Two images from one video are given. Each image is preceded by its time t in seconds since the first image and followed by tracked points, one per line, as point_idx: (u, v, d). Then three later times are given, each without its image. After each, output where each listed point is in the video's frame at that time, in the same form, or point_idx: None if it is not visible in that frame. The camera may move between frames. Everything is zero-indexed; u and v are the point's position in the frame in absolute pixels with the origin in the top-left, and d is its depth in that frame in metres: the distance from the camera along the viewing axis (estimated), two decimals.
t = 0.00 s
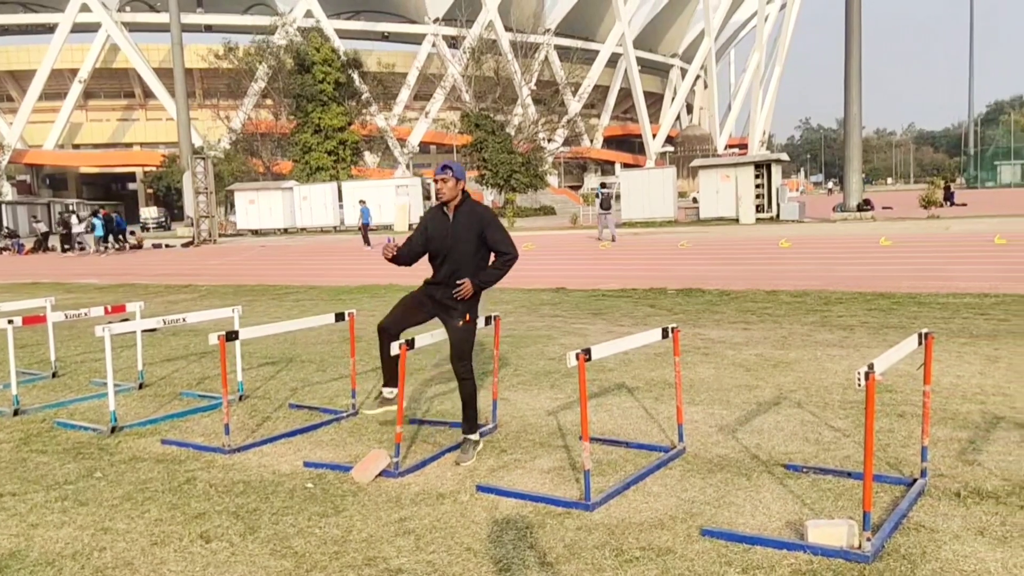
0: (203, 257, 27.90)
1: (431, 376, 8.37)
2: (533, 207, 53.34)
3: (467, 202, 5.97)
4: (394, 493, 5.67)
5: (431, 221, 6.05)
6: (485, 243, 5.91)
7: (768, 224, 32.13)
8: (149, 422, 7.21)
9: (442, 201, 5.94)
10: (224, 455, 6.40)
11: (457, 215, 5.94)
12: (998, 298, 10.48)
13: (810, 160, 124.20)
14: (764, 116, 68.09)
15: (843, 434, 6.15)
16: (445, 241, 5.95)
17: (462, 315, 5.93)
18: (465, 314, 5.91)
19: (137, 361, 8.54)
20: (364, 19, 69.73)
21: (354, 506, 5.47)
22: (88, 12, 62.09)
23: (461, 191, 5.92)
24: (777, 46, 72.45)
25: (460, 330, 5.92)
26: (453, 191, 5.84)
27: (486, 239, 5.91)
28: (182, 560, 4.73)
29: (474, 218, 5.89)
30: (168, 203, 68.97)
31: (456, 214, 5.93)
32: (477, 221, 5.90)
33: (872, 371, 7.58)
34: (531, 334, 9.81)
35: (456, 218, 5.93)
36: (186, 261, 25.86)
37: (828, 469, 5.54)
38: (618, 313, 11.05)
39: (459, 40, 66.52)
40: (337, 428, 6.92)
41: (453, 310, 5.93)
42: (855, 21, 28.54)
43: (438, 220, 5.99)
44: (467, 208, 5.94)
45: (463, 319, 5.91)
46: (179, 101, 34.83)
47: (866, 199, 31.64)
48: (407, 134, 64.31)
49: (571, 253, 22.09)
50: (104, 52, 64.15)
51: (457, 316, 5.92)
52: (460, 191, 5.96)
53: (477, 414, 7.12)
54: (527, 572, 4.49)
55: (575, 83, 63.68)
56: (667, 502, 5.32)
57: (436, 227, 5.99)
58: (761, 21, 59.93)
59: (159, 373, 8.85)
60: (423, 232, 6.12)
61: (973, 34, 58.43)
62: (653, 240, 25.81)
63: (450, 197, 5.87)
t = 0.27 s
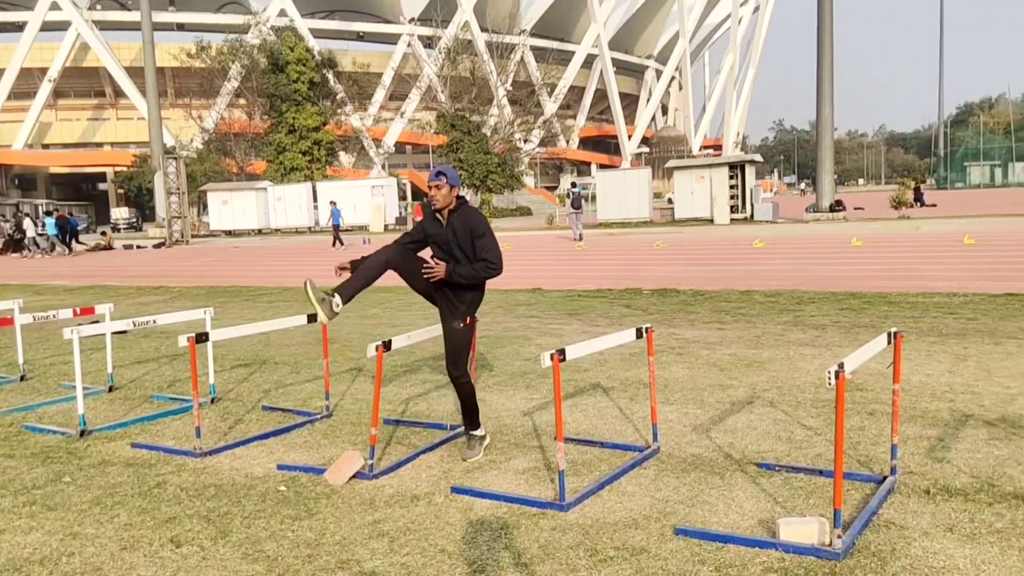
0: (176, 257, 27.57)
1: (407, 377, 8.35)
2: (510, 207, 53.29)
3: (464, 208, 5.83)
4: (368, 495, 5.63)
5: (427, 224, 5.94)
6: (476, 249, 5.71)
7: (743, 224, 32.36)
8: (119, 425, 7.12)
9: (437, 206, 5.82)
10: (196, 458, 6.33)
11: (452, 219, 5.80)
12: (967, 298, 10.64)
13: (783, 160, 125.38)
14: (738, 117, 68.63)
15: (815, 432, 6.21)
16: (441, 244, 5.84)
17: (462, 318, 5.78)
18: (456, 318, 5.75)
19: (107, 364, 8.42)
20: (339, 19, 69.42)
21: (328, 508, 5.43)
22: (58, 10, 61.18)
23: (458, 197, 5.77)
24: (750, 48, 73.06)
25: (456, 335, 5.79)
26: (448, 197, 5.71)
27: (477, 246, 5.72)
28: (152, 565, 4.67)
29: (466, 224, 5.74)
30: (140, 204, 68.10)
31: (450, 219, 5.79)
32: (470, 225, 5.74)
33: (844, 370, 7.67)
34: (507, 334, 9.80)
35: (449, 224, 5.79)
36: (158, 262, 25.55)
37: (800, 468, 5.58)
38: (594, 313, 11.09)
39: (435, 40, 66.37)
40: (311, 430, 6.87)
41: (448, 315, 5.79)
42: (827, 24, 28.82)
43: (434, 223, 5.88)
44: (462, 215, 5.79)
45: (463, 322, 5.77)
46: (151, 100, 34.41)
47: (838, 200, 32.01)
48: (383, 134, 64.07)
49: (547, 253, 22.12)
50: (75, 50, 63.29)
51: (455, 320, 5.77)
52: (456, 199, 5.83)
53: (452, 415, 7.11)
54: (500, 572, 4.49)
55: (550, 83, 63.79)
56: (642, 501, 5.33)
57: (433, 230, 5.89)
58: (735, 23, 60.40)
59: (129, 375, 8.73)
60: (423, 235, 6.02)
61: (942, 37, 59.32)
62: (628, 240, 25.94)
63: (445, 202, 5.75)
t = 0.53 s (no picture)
0: (145, 258, 27.19)
1: (380, 378, 8.30)
2: (484, 206, 53.21)
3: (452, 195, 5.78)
4: (340, 497, 5.59)
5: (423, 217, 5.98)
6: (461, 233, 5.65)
7: (716, 224, 32.60)
8: (86, 429, 7.01)
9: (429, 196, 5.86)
10: (165, 461, 6.24)
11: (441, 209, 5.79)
12: (935, 296, 10.80)
13: (755, 161, 126.51)
14: (711, 118, 69.14)
15: (785, 430, 6.28)
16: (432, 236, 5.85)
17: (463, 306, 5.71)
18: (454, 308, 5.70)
19: (74, 366, 8.26)
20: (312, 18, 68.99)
21: (299, 511, 5.38)
22: (24, 7, 60.17)
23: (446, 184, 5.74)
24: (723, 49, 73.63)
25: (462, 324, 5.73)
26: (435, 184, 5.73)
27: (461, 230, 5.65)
28: (120, 570, 4.60)
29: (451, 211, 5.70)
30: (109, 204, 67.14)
31: (439, 208, 5.79)
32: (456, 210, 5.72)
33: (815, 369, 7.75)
34: (481, 334, 9.79)
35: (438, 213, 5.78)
36: (127, 263, 25.19)
37: (770, 465, 5.64)
38: (568, 313, 11.10)
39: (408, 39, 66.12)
40: (283, 432, 6.81)
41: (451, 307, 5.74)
42: (799, 25, 29.08)
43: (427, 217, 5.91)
44: (451, 201, 5.77)
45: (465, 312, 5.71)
46: (119, 99, 33.88)
47: (810, 200, 32.35)
48: (356, 133, 63.74)
49: (522, 253, 22.13)
50: (42, 48, 62.32)
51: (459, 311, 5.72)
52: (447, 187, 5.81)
53: (425, 416, 7.08)
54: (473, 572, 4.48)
55: (524, 84, 63.84)
56: (614, 500, 5.35)
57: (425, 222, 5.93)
58: (707, 25, 60.84)
59: (96, 378, 8.60)
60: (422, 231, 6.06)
61: (911, 40, 60.17)
62: (602, 240, 26.05)
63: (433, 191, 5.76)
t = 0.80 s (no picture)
0: (119, 259, 26.84)
1: (356, 378, 8.26)
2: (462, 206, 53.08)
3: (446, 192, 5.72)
4: (316, 499, 5.56)
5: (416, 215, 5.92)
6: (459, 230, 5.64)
7: (693, 224, 32.79)
8: (57, 433, 6.90)
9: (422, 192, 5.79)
10: (137, 465, 6.17)
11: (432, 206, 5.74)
12: (906, 295, 10.94)
13: (732, 161, 127.40)
14: (688, 118, 69.52)
15: (760, 428, 6.32)
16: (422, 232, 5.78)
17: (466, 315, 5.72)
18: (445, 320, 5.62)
19: (44, 369, 8.14)
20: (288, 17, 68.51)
21: (274, 514, 5.34)
22: None
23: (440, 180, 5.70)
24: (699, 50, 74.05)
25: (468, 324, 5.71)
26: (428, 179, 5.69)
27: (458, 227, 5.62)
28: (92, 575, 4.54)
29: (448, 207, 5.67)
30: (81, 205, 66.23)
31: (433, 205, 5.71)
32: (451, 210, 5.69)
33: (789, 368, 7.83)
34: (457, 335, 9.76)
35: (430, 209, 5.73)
36: (100, 264, 24.85)
37: (746, 464, 5.67)
38: (545, 313, 11.11)
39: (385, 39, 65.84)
40: (258, 434, 6.76)
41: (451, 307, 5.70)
42: (773, 27, 29.29)
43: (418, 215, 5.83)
44: (445, 197, 5.70)
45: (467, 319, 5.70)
46: (92, 98, 33.43)
47: (785, 200, 32.62)
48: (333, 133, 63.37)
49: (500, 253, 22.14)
50: (12, 46, 61.36)
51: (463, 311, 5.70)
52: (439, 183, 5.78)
53: (401, 417, 7.05)
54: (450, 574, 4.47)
55: (502, 84, 63.81)
56: (591, 500, 5.36)
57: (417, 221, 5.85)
58: (683, 25, 61.15)
59: (67, 381, 8.47)
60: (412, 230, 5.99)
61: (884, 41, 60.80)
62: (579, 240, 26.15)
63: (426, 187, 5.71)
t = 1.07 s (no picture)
0: (85, 260, 26.42)
1: (327, 379, 8.20)
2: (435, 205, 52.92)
3: (436, 205, 5.66)
4: (285, 501, 5.51)
5: (400, 232, 5.71)
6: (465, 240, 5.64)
7: (664, 223, 33.01)
8: (19, 437, 6.77)
9: (409, 209, 5.61)
10: (102, 469, 6.07)
11: (427, 223, 5.59)
12: (873, 292, 11.09)
13: (703, 160, 128.42)
14: (659, 117, 69.93)
15: (729, 425, 6.37)
16: (418, 249, 5.61)
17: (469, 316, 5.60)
18: (449, 324, 5.42)
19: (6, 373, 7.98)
20: (257, 15, 67.83)
21: (242, 516, 5.28)
22: None
23: (428, 196, 5.63)
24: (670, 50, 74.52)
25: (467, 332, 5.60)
26: (420, 196, 5.54)
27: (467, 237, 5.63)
28: None
29: (448, 219, 5.58)
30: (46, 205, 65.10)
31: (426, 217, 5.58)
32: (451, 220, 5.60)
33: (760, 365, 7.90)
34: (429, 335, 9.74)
35: (426, 225, 5.58)
36: (65, 265, 24.43)
37: (715, 460, 5.72)
38: (517, 312, 11.11)
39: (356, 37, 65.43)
40: (226, 437, 6.68)
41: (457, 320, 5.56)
42: (742, 28, 29.56)
43: (408, 233, 5.64)
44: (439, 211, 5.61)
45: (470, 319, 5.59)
46: (56, 97, 32.85)
47: (754, 199, 32.95)
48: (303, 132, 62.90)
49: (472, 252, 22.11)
50: None
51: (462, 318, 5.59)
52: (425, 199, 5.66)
53: (372, 418, 7.00)
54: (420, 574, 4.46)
55: (473, 83, 63.72)
56: (562, 499, 5.37)
57: (406, 238, 5.65)
58: (654, 25, 61.44)
59: (31, 384, 8.32)
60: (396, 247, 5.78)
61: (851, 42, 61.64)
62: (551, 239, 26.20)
63: (418, 203, 5.56)
